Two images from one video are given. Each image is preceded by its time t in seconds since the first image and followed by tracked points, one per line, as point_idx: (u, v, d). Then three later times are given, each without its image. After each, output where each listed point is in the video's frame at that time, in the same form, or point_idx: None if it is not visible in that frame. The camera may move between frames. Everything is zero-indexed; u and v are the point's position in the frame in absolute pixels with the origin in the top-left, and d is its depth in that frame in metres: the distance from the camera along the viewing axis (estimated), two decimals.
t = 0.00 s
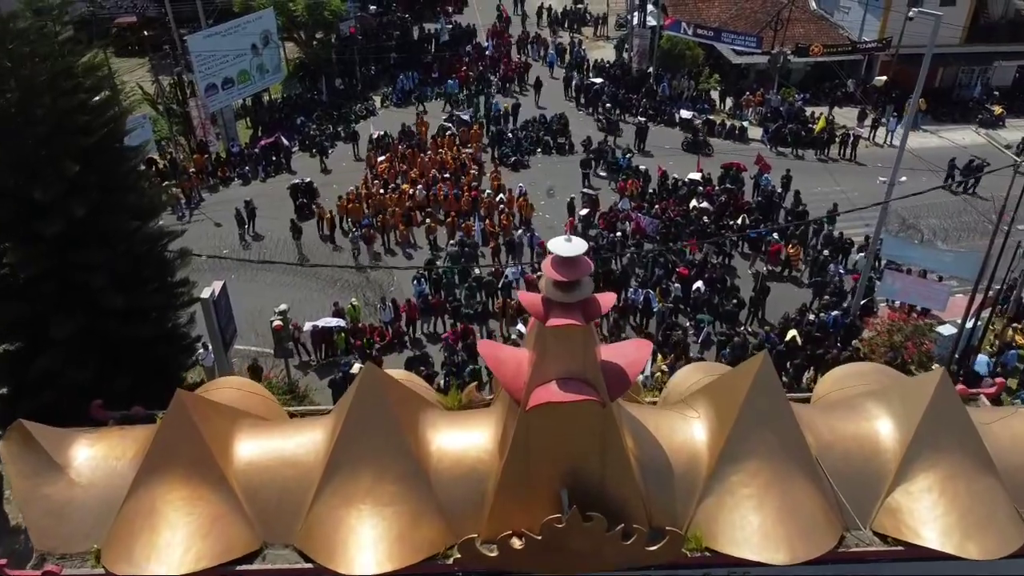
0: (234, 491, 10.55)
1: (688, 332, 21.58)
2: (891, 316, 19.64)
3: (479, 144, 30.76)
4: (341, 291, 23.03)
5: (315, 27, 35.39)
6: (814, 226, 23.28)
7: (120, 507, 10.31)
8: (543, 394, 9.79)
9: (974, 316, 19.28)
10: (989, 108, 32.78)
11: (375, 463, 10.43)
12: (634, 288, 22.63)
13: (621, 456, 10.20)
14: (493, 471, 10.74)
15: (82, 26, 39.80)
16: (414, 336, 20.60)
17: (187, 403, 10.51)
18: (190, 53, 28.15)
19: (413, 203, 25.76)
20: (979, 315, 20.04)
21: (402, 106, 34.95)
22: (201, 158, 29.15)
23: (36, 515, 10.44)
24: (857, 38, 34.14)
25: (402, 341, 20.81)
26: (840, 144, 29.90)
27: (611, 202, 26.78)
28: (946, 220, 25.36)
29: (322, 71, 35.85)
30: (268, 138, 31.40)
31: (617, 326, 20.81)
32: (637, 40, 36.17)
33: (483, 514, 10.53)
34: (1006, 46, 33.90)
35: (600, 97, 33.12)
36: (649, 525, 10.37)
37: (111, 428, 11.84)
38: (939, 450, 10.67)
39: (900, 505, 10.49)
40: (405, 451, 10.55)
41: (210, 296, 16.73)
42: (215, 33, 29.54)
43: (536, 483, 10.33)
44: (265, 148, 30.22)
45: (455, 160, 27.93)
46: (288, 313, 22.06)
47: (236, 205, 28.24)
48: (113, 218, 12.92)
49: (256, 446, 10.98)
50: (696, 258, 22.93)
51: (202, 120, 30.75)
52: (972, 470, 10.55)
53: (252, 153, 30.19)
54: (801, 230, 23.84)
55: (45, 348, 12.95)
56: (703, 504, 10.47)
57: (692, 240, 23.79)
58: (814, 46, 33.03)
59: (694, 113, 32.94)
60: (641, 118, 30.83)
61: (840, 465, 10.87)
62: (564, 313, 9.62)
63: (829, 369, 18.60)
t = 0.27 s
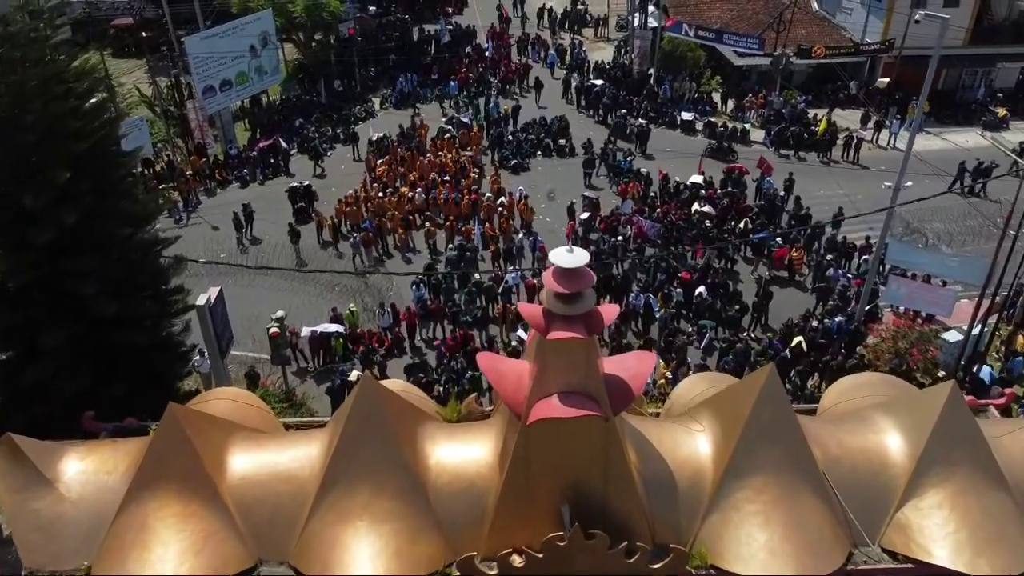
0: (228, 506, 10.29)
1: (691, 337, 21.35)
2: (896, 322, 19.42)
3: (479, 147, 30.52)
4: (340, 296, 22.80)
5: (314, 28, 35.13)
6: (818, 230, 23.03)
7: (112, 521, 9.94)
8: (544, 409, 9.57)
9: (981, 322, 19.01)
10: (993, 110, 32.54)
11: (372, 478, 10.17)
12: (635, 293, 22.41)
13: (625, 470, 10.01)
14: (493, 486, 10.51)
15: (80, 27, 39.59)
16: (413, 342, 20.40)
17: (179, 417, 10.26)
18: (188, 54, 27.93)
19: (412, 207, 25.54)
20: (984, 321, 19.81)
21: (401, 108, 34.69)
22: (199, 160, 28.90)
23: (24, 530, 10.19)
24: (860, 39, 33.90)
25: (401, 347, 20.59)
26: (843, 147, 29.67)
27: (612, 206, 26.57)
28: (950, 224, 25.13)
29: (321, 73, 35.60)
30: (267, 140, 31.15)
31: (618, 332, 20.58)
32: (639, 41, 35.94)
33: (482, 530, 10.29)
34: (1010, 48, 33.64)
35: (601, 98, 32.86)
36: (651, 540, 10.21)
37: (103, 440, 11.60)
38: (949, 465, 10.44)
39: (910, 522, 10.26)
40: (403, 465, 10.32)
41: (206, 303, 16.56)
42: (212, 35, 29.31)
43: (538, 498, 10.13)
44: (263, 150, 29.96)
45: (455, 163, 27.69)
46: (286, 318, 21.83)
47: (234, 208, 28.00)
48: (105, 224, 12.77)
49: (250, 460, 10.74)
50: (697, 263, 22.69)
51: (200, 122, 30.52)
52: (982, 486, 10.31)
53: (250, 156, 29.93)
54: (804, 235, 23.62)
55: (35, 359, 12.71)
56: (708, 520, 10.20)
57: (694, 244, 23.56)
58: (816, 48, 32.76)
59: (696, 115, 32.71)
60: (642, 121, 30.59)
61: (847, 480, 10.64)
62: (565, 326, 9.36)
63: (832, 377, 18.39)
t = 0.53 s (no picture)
0: (221, 523, 10.01)
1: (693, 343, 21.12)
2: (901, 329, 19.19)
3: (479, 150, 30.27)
4: (338, 301, 22.57)
5: (312, 29, 34.86)
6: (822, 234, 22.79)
7: (104, 539, 9.70)
8: (546, 424, 9.36)
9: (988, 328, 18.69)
10: (997, 112, 32.34)
11: (370, 494, 9.88)
12: (637, 298, 22.18)
13: (628, 483, 9.82)
14: (493, 501, 10.27)
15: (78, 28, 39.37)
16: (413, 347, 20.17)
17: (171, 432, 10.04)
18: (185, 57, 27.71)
19: (412, 211, 25.34)
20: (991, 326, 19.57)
21: (400, 110, 34.44)
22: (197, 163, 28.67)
23: (13, 548, 9.95)
24: (863, 41, 33.66)
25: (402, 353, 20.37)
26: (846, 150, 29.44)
27: (613, 210, 26.36)
28: (954, 227, 24.90)
29: (320, 75, 35.37)
30: (265, 142, 30.91)
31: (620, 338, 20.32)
32: (640, 43, 35.76)
33: (482, 547, 10.04)
34: (1014, 49, 33.40)
35: (602, 100, 32.62)
36: (655, 556, 10.00)
37: (96, 454, 11.39)
38: (960, 480, 10.16)
39: (919, 539, 10.01)
40: (400, 480, 10.05)
41: (202, 310, 16.38)
42: (210, 36, 29.06)
43: (539, 514, 9.92)
44: (261, 153, 29.70)
45: (454, 166, 27.47)
46: (284, 324, 21.60)
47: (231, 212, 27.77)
48: (97, 232, 12.58)
49: (243, 474, 10.50)
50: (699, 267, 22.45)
51: (198, 125, 30.29)
52: (995, 501, 10.02)
53: (248, 159, 29.69)
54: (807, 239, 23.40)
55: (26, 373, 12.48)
56: (713, 537, 9.88)
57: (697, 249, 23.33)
58: (819, 50, 32.46)
59: (697, 117, 32.48)
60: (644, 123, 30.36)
61: (855, 495, 10.40)
62: (566, 339, 9.12)
63: (836, 384, 18.17)
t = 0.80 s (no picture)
0: (213, 539, 9.74)
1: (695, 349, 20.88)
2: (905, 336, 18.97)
3: (479, 152, 30.04)
4: (336, 306, 22.32)
5: (311, 31, 34.61)
6: (825, 238, 22.56)
7: (92, 555, 9.39)
8: (545, 439, 9.12)
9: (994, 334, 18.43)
10: (1000, 115, 32.09)
11: (365, 510, 9.60)
12: (638, 303, 21.92)
13: (630, 499, 9.61)
14: (493, 517, 10.01)
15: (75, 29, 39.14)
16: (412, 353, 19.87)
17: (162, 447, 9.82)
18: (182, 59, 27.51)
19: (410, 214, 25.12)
20: (997, 332, 19.33)
21: (399, 112, 34.16)
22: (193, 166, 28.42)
23: None
24: (865, 43, 33.43)
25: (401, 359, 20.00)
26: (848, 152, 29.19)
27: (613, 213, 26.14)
28: (958, 231, 24.66)
29: (319, 76, 35.12)
30: (263, 145, 30.67)
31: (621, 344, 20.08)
32: (641, 44, 35.47)
33: (481, 563, 9.77)
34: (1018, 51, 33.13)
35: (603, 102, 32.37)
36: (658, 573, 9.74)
37: (86, 468, 11.13)
38: (970, 496, 9.92)
39: (929, 556, 9.73)
40: (397, 495, 9.77)
41: (197, 316, 16.13)
42: (207, 38, 28.84)
43: (540, 530, 9.66)
44: (259, 156, 29.45)
45: (454, 169, 27.26)
46: (281, 330, 21.36)
47: (228, 215, 27.54)
48: (90, 243, 12.52)
49: (235, 489, 10.25)
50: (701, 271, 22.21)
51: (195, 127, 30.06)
52: (1005, 518, 9.79)
53: (246, 162, 29.45)
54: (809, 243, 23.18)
55: (15, 384, 12.24)
56: (717, 554, 9.60)
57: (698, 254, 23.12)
58: (820, 52, 32.22)
59: (698, 120, 32.25)
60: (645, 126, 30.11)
61: (862, 511, 10.17)
62: (567, 352, 8.88)
63: (840, 391, 17.94)
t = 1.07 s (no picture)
0: (205, 557, 9.50)
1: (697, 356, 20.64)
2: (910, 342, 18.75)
3: (478, 155, 29.79)
4: (334, 311, 22.08)
5: (309, 33, 34.38)
6: (828, 242, 22.32)
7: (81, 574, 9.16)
8: (545, 457, 8.87)
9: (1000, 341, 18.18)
10: (1004, 117, 31.86)
11: (361, 528, 9.34)
12: (639, 308, 21.69)
13: (632, 517, 9.36)
14: (492, 534, 9.76)
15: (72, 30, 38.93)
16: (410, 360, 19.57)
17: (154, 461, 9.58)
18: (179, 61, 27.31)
19: (409, 219, 24.93)
20: (1002, 339, 19.09)
21: (399, 113, 33.91)
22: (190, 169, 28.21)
23: None
24: (867, 45, 33.25)
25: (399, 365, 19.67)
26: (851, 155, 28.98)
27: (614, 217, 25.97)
28: (962, 236, 24.43)
29: (317, 78, 34.91)
30: (260, 148, 30.43)
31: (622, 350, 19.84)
32: (641, 46, 34.73)
33: None
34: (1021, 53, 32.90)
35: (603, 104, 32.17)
36: None
37: (76, 481, 10.90)
38: (979, 513, 9.70)
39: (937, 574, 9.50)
40: (394, 512, 9.52)
41: (192, 324, 15.92)
42: (205, 40, 28.63)
43: (540, 548, 9.40)
44: (257, 159, 29.24)
45: (453, 172, 27.02)
46: (279, 335, 21.13)
47: (226, 219, 27.31)
48: (82, 250, 12.38)
49: (229, 505, 10.01)
50: (702, 276, 21.97)
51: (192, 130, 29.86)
52: (1015, 536, 9.59)
53: (244, 165, 29.25)
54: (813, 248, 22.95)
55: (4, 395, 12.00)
56: (722, 572, 9.35)
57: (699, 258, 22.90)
58: (822, 54, 32.02)
59: (699, 122, 32.04)
60: (646, 129, 29.89)
61: (869, 528, 9.93)
62: (567, 367, 8.62)
63: (844, 400, 17.70)
